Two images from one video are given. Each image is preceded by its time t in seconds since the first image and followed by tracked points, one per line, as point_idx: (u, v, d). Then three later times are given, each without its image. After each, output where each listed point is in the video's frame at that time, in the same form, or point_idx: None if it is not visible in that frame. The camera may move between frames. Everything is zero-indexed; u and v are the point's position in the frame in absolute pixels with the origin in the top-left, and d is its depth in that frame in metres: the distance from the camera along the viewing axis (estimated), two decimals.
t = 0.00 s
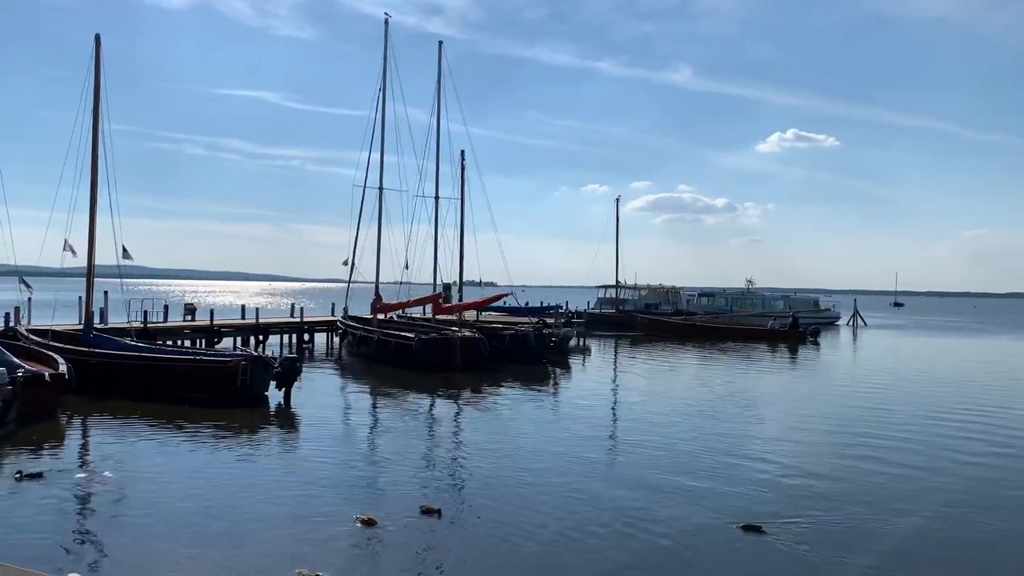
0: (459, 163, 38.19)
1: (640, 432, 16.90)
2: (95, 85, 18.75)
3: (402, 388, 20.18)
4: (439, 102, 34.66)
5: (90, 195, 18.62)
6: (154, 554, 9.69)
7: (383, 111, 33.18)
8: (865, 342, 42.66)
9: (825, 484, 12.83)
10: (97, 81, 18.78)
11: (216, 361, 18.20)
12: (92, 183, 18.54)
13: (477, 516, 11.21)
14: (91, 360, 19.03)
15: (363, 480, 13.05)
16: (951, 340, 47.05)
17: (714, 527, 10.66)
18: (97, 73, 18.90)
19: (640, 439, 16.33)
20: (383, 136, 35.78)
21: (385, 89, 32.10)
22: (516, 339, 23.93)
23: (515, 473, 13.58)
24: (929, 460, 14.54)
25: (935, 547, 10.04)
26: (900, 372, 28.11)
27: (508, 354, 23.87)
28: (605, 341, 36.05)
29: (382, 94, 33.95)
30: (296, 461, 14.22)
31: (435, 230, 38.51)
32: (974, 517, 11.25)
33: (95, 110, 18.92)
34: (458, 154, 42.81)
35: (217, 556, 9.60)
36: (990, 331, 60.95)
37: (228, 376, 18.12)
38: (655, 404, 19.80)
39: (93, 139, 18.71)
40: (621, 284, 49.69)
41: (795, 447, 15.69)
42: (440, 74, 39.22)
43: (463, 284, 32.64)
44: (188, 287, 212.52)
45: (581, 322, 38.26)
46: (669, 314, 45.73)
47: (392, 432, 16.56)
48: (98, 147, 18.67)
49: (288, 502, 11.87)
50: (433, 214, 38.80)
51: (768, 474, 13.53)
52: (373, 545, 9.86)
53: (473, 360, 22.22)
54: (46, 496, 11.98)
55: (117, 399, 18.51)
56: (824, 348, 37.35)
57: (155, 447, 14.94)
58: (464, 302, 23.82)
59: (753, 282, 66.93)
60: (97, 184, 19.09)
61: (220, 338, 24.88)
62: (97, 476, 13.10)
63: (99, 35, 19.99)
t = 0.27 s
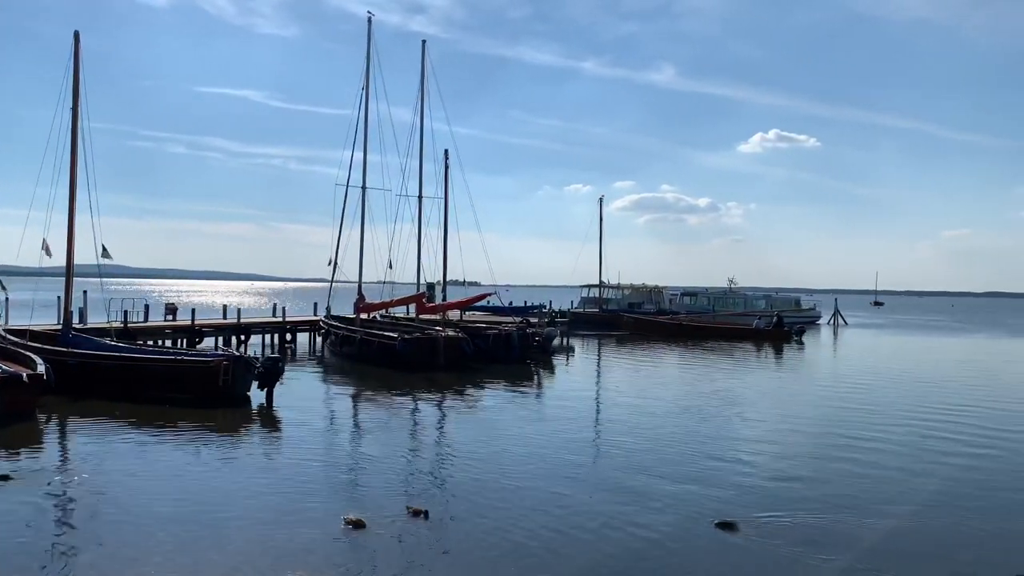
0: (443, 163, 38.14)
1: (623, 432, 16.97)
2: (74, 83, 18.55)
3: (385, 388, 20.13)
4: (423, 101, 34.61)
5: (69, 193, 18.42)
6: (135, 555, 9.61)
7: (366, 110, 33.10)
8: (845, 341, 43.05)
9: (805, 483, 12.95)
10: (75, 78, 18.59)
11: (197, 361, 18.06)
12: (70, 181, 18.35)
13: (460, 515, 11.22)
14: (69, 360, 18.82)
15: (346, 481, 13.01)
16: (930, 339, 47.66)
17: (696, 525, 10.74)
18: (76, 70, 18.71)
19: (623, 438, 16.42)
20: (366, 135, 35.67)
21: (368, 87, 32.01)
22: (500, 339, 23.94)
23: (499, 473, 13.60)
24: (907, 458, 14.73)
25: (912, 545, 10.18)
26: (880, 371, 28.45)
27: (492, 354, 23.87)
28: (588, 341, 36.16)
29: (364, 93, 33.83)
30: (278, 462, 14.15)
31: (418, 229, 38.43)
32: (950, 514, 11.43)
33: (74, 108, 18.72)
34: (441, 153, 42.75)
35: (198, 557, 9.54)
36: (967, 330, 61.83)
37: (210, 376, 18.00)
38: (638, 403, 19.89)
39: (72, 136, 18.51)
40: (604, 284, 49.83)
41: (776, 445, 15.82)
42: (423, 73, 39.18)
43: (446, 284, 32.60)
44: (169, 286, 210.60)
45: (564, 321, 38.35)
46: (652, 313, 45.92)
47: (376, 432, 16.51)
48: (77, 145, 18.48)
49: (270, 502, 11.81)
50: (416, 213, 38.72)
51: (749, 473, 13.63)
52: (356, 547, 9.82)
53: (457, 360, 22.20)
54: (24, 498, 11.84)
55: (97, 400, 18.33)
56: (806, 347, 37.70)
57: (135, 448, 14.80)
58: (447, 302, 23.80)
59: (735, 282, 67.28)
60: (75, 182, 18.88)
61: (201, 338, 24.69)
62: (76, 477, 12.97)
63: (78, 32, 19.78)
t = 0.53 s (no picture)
0: (437, 162, 38.14)
1: (618, 431, 17.00)
2: (67, 82, 18.50)
3: (380, 389, 20.11)
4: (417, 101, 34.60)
5: (63, 192, 18.35)
6: (129, 556, 9.59)
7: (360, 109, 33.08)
8: (839, 341, 43.17)
9: (800, 483, 12.98)
10: (69, 77, 18.53)
11: (191, 361, 18.02)
12: (64, 180, 18.28)
13: (455, 515, 11.22)
14: (63, 361, 18.76)
15: (341, 481, 12.99)
16: (924, 339, 47.84)
17: (691, 525, 10.76)
18: (69, 69, 18.64)
19: (618, 437, 16.45)
20: (361, 135, 35.67)
21: (362, 86, 32.00)
22: (495, 339, 23.94)
23: (494, 473, 13.61)
24: (901, 458, 14.78)
25: (906, 544, 10.22)
26: (874, 371, 28.54)
27: (487, 354, 23.87)
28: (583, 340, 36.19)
29: (358, 93, 33.82)
30: (273, 462, 14.12)
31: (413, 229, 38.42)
32: (943, 514, 11.46)
33: (68, 107, 18.64)
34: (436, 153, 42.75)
35: (193, 558, 9.52)
36: (961, 330, 62.05)
37: (204, 376, 17.95)
38: (633, 403, 19.93)
39: (66, 136, 18.45)
40: (599, 284, 49.88)
41: (770, 445, 15.85)
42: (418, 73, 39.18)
43: (442, 283, 32.60)
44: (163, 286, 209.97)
45: (560, 321, 38.35)
46: (647, 313, 45.99)
47: (371, 432, 16.48)
48: (70, 144, 18.42)
49: (265, 503, 11.79)
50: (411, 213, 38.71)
51: (743, 472, 13.67)
52: (352, 547, 9.81)
53: (452, 360, 22.19)
54: (18, 499, 11.80)
55: (91, 400, 18.28)
56: (802, 347, 37.65)
57: (129, 449, 14.76)
58: (443, 302, 23.78)
59: (729, 282, 67.37)
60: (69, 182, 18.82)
61: (195, 338, 24.64)
62: (70, 478, 12.92)
63: (71, 31, 19.72)
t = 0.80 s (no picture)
0: (433, 162, 38.15)
1: (613, 431, 17.02)
2: (62, 80, 18.45)
3: (376, 389, 20.10)
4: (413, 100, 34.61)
5: (57, 192, 18.31)
6: (124, 556, 9.58)
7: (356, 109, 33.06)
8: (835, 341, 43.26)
9: (794, 483, 13.00)
10: (63, 76, 18.49)
11: (187, 361, 17.99)
12: (59, 179, 18.24)
13: (451, 515, 11.22)
14: (58, 361, 18.72)
15: (336, 481, 12.98)
16: (918, 339, 47.97)
17: (687, 525, 10.78)
18: (63, 68, 18.60)
19: (614, 438, 16.46)
20: (357, 135, 35.67)
21: (358, 86, 32.00)
22: (491, 339, 23.95)
23: (489, 473, 13.61)
24: (897, 458, 14.82)
25: (902, 544, 10.25)
26: (869, 371, 28.60)
27: (483, 354, 23.86)
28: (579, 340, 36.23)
29: (354, 93, 33.81)
30: (268, 462, 14.11)
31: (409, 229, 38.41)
32: (938, 514, 11.49)
33: (62, 106, 18.61)
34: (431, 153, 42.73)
35: (189, 558, 9.52)
36: (956, 330, 62.25)
37: (200, 376, 17.92)
38: (629, 403, 19.95)
39: (60, 135, 18.41)
40: (595, 284, 49.92)
41: (765, 445, 15.87)
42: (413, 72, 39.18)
43: (438, 283, 32.58)
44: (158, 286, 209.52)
45: (556, 321, 38.39)
46: (643, 313, 46.04)
47: (366, 432, 16.47)
48: (65, 143, 18.37)
49: (260, 503, 11.78)
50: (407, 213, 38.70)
51: (739, 473, 13.68)
52: (347, 547, 9.81)
53: (447, 360, 22.18)
54: (13, 499, 11.78)
55: (85, 400, 18.24)
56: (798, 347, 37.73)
57: (124, 449, 14.73)
58: (438, 302, 23.78)
59: (725, 282, 67.41)
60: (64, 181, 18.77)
61: (191, 338, 24.60)
62: (64, 478, 12.89)
63: (66, 31, 19.68)
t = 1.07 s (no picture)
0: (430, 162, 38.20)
1: (609, 431, 17.06)
2: (57, 80, 18.40)
3: (372, 389, 20.10)
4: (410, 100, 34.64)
5: (52, 192, 18.24)
6: (119, 556, 9.56)
7: (352, 109, 33.11)
8: (829, 341, 43.37)
9: (789, 483, 13.04)
10: (58, 76, 18.43)
11: (183, 361, 17.95)
12: (54, 179, 18.18)
13: (447, 515, 11.22)
14: (52, 361, 18.68)
15: (331, 481, 12.96)
16: (913, 339, 48.14)
17: (683, 525, 10.80)
18: (58, 67, 18.54)
19: (609, 437, 16.48)
20: (353, 135, 35.61)
21: (354, 85, 31.99)
22: (487, 339, 23.99)
23: (485, 473, 13.62)
24: (891, 459, 14.87)
25: (896, 544, 10.28)
26: (864, 371, 28.68)
27: (479, 354, 23.89)
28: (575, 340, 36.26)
29: (350, 92, 33.79)
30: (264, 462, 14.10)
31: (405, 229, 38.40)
32: (932, 514, 11.53)
33: (57, 106, 18.55)
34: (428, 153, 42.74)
35: (185, 558, 9.50)
36: (951, 330, 62.43)
37: (196, 377, 17.88)
38: (624, 403, 19.99)
39: (56, 135, 18.35)
40: (591, 283, 49.99)
41: (761, 445, 15.93)
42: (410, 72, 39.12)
43: (433, 283, 32.59)
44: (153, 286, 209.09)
45: (551, 321, 38.41)
46: (638, 313, 46.13)
47: (362, 432, 16.47)
48: (59, 142, 18.30)
49: (257, 503, 11.78)
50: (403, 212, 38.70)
51: (734, 473, 13.73)
52: (345, 548, 9.79)
53: (443, 360, 22.21)
54: (8, 499, 11.75)
55: (81, 401, 18.19)
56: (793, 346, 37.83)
57: (119, 449, 14.69)
58: (435, 302, 23.79)
59: (720, 282, 67.52)
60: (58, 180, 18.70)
61: (186, 338, 24.56)
62: (59, 478, 12.85)
63: (60, 30, 19.57)
